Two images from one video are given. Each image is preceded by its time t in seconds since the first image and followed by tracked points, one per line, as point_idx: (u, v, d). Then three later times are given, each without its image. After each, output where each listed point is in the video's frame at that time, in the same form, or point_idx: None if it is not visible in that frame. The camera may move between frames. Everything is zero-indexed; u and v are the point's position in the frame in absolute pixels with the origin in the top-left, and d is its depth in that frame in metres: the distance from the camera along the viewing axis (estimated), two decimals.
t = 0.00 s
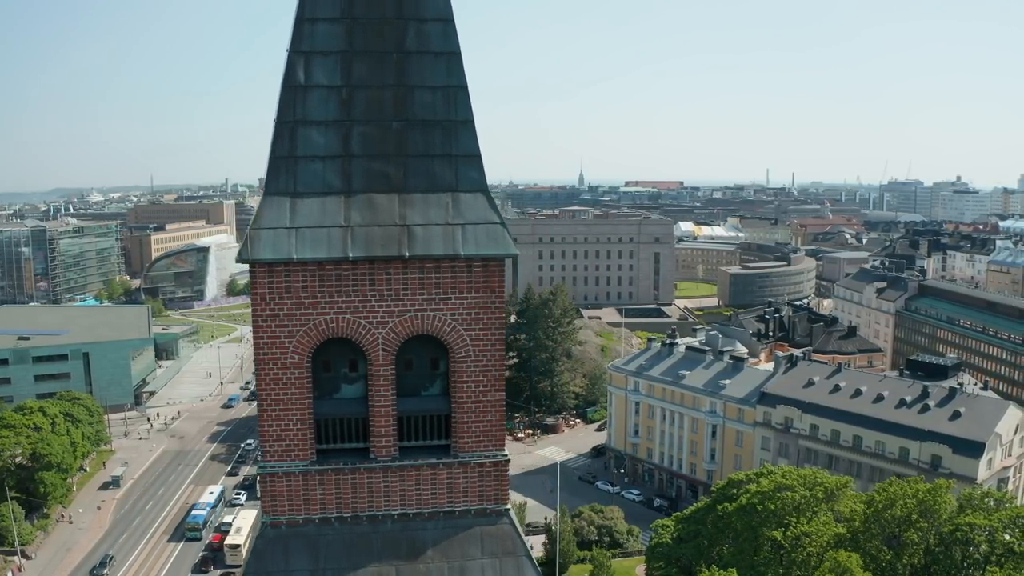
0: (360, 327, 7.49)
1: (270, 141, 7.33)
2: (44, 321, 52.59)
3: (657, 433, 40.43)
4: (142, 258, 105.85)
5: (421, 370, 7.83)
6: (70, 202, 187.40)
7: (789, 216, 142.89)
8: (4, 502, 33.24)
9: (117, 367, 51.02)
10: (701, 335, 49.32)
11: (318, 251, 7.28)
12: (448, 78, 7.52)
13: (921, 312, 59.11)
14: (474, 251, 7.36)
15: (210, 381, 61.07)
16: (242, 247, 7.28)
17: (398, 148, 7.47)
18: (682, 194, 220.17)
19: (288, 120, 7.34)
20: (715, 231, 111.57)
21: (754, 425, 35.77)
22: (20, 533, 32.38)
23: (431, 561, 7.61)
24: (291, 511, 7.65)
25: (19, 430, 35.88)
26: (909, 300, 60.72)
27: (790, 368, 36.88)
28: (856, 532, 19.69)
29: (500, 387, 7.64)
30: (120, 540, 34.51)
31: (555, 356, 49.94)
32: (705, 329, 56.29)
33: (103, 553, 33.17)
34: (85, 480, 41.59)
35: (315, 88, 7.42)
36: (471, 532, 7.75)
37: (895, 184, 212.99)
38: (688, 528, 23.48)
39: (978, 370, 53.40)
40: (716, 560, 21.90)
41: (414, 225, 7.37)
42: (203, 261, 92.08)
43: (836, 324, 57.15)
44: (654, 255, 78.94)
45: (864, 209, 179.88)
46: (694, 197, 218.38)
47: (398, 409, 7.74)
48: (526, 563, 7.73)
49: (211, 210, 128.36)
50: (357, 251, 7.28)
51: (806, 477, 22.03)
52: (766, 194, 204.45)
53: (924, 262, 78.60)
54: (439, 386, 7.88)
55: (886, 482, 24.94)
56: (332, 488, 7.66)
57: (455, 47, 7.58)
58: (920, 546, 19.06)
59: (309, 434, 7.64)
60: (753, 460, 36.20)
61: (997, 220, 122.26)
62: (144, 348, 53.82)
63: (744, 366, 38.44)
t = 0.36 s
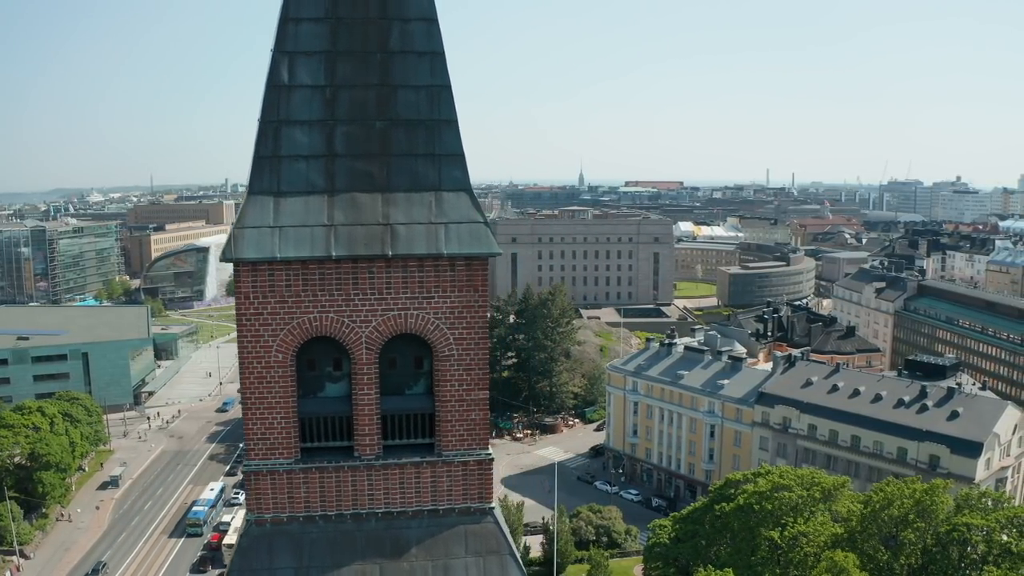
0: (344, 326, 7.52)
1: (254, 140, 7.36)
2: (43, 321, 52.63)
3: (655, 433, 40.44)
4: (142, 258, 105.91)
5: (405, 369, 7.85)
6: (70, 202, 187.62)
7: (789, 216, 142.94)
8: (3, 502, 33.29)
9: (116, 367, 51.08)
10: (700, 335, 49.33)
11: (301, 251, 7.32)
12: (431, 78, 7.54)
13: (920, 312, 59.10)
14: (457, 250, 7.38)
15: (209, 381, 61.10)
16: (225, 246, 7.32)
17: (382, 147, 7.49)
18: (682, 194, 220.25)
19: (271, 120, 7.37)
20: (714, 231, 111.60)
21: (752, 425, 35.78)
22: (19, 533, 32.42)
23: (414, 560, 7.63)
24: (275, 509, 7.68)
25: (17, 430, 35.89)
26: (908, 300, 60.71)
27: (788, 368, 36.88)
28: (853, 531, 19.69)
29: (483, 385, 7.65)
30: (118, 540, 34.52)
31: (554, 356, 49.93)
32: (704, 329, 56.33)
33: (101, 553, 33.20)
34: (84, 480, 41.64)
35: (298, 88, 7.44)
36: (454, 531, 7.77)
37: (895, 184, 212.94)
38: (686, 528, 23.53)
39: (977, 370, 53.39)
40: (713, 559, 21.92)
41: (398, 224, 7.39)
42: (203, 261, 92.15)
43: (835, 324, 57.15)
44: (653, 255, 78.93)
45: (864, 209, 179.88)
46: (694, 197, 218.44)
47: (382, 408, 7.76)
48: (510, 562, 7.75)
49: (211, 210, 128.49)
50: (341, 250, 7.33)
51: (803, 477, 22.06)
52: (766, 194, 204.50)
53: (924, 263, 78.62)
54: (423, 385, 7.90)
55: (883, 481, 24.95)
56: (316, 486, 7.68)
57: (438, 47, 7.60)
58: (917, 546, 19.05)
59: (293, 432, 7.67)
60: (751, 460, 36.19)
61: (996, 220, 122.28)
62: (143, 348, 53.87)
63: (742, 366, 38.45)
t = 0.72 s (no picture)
0: (326, 325, 7.54)
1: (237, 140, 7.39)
2: (42, 321, 52.63)
3: (654, 433, 40.45)
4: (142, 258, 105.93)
5: (388, 368, 7.88)
6: (70, 201, 187.90)
7: (789, 216, 142.96)
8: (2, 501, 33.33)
9: (114, 367, 51.10)
10: (699, 335, 49.33)
11: (283, 250, 7.35)
12: (413, 77, 7.55)
13: (919, 312, 59.05)
14: (438, 249, 7.41)
15: (209, 381, 61.13)
16: (207, 246, 7.35)
17: (363, 146, 7.51)
18: (682, 194, 220.34)
19: (254, 119, 7.39)
20: (714, 231, 111.62)
21: (750, 425, 35.78)
22: (17, 533, 32.43)
23: (397, 558, 7.66)
24: (258, 507, 7.69)
25: (16, 429, 35.90)
26: (907, 300, 60.68)
27: (786, 368, 36.88)
28: (850, 532, 19.64)
29: (466, 384, 7.66)
30: (117, 540, 34.53)
31: (552, 356, 49.89)
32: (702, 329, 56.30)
33: (99, 552, 33.21)
34: (82, 480, 41.68)
35: (281, 88, 7.47)
36: (437, 530, 7.78)
37: (895, 184, 212.88)
38: (683, 528, 23.55)
39: (976, 370, 53.35)
40: (710, 560, 21.88)
41: (379, 223, 7.41)
42: (203, 261, 92.20)
43: (833, 325, 57.13)
44: (652, 255, 78.94)
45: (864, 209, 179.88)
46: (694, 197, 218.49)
47: (364, 406, 7.78)
48: (493, 560, 7.76)
49: (211, 210, 128.59)
50: (322, 250, 7.35)
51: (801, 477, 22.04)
52: (766, 194, 204.55)
53: (923, 263, 78.58)
54: (406, 384, 7.92)
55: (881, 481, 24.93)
56: (299, 483, 7.70)
57: (421, 46, 7.61)
58: (914, 547, 18.95)
59: (276, 430, 7.68)
60: (749, 460, 36.18)
61: (996, 220, 122.21)
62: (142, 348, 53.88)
63: (741, 366, 38.45)
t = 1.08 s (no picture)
0: (308, 323, 7.57)
1: (218, 141, 7.41)
2: (42, 321, 52.64)
3: (652, 433, 40.45)
4: (142, 258, 105.96)
5: (369, 367, 7.90)
6: (71, 201, 188.20)
7: (788, 216, 142.98)
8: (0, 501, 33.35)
9: (113, 366, 51.11)
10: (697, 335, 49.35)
11: (264, 250, 7.38)
12: (395, 78, 7.57)
13: (917, 311, 59.01)
14: (419, 248, 7.43)
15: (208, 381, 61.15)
16: (189, 246, 7.38)
17: (345, 145, 7.53)
18: (682, 194, 220.40)
19: (235, 120, 7.41)
20: (713, 231, 111.62)
21: (747, 425, 35.78)
22: (15, 532, 32.42)
23: (379, 556, 7.68)
24: (241, 505, 7.70)
25: (15, 429, 35.94)
26: (906, 300, 60.65)
27: (784, 368, 36.86)
28: (846, 532, 19.57)
29: (447, 383, 7.68)
30: (115, 540, 34.53)
31: (551, 356, 49.87)
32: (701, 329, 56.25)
33: (98, 552, 33.25)
34: (81, 480, 41.73)
35: (263, 88, 7.49)
36: (419, 528, 7.80)
37: (895, 184, 212.77)
38: (680, 528, 23.58)
39: (974, 370, 53.29)
40: (708, 560, 21.90)
41: (360, 222, 7.44)
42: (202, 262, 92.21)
43: (832, 324, 57.10)
44: (651, 255, 78.89)
45: (864, 209, 179.82)
46: (694, 197, 218.51)
47: (346, 405, 7.81)
48: (475, 559, 7.78)
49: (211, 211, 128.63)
50: (304, 249, 7.38)
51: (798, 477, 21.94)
52: (766, 194, 204.53)
53: (922, 263, 78.55)
54: (387, 383, 7.95)
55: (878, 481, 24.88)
56: (281, 482, 7.72)
57: (402, 46, 7.63)
58: (909, 547, 18.92)
59: (259, 429, 7.70)
60: (747, 460, 36.17)
61: (996, 220, 122.14)
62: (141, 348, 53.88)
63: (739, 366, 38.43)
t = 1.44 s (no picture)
0: (290, 322, 7.60)
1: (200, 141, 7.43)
2: (41, 320, 52.66)
3: (649, 433, 40.46)
4: (142, 258, 105.95)
5: (352, 365, 7.94)
6: (71, 201, 188.35)
7: (788, 216, 142.98)
8: None
9: (112, 366, 51.11)
10: (695, 335, 49.34)
11: (246, 248, 7.40)
12: (376, 77, 7.59)
13: (916, 311, 59.01)
14: (400, 247, 7.46)
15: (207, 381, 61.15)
16: (171, 245, 7.39)
17: (326, 144, 7.56)
18: (682, 194, 220.42)
19: (217, 119, 7.43)
20: (712, 231, 111.60)
21: (745, 425, 35.78)
22: (13, 532, 32.30)
23: (360, 555, 7.70)
24: (224, 504, 7.72)
25: (13, 429, 35.95)
26: (904, 300, 60.64)
27: (782, 368, 36.85)
28: (843, 531, 19.51)
29: (428, 382, 7.70)
30: (113, 540, 34.53)
31: (549, 356, 49.85)
32: (699, 329, 56.23)
33: (96, 552, 33.28)
34: (79, 480, 41.73)
35: (245, 88, 7.50)
36: (401, 527, 7.82)
37: (894, 184, 212.71)
38: (677, 527, 23.58)
39: (972, 370, 53.31)
40: (705, 559, 21.90)
41: (341, 221, 7.47)
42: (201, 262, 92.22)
43: (830, 324, 57.08)
44: (651, 255, 78.87)
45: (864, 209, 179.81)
46: (694, 197, 218.52)
47: (328, 404, 7.83)
48: (457, 557, 7.80)
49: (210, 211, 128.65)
50: (285, 248, 7.41)
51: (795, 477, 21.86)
52: (766, 194, 204.54)
53: (921, 263, 78.53)
54: (370, 381, 7.97)
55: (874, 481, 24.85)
56: (264, 480, 7.73)
57: (384, 45, 7.65)
58: (905, 547, 18.86)
59: (241, 427, 7.73)
60: (745, 460, 36.18)
61: (995, 220, 122.09)
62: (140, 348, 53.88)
63: (736, 366, 38.42)
